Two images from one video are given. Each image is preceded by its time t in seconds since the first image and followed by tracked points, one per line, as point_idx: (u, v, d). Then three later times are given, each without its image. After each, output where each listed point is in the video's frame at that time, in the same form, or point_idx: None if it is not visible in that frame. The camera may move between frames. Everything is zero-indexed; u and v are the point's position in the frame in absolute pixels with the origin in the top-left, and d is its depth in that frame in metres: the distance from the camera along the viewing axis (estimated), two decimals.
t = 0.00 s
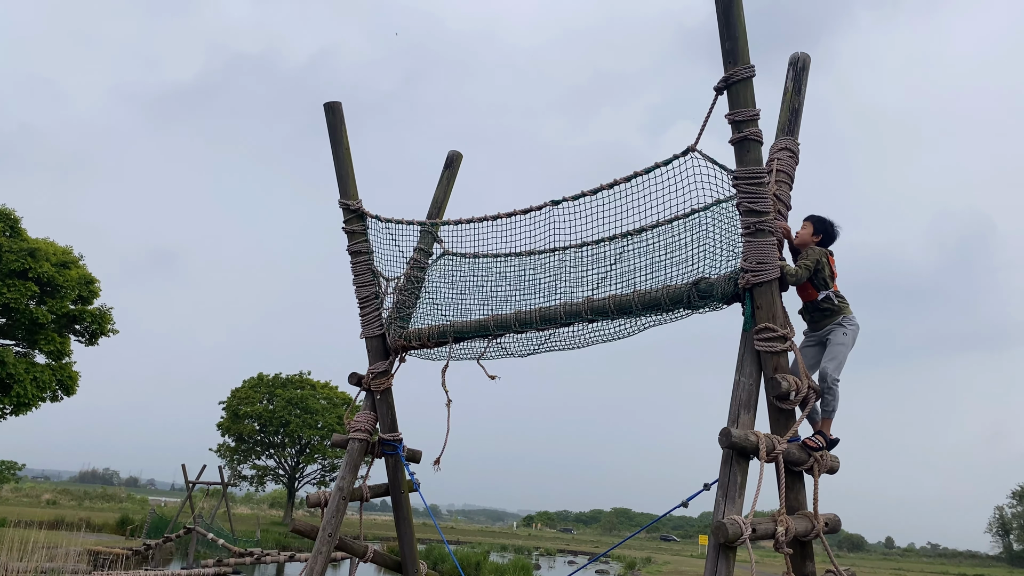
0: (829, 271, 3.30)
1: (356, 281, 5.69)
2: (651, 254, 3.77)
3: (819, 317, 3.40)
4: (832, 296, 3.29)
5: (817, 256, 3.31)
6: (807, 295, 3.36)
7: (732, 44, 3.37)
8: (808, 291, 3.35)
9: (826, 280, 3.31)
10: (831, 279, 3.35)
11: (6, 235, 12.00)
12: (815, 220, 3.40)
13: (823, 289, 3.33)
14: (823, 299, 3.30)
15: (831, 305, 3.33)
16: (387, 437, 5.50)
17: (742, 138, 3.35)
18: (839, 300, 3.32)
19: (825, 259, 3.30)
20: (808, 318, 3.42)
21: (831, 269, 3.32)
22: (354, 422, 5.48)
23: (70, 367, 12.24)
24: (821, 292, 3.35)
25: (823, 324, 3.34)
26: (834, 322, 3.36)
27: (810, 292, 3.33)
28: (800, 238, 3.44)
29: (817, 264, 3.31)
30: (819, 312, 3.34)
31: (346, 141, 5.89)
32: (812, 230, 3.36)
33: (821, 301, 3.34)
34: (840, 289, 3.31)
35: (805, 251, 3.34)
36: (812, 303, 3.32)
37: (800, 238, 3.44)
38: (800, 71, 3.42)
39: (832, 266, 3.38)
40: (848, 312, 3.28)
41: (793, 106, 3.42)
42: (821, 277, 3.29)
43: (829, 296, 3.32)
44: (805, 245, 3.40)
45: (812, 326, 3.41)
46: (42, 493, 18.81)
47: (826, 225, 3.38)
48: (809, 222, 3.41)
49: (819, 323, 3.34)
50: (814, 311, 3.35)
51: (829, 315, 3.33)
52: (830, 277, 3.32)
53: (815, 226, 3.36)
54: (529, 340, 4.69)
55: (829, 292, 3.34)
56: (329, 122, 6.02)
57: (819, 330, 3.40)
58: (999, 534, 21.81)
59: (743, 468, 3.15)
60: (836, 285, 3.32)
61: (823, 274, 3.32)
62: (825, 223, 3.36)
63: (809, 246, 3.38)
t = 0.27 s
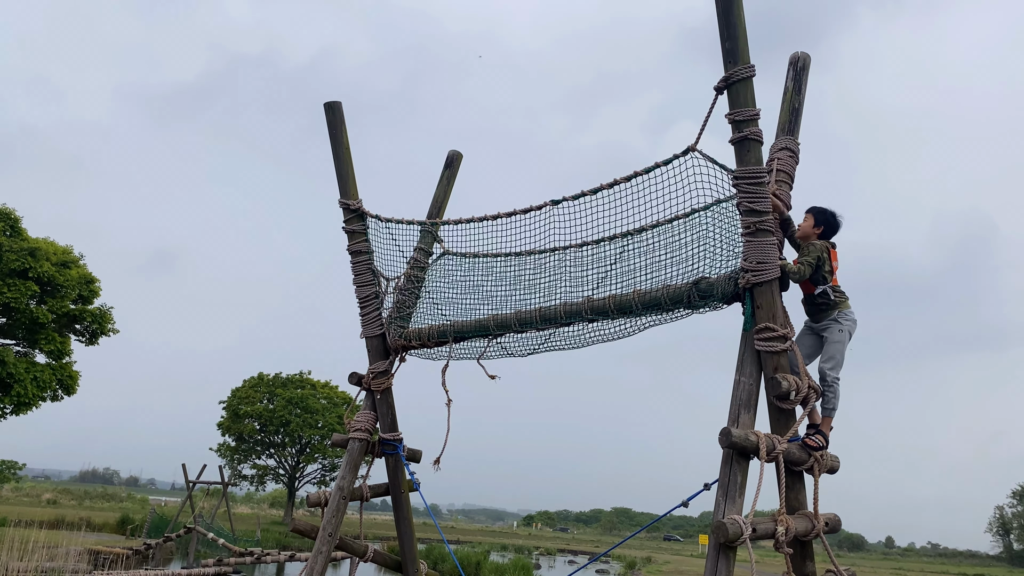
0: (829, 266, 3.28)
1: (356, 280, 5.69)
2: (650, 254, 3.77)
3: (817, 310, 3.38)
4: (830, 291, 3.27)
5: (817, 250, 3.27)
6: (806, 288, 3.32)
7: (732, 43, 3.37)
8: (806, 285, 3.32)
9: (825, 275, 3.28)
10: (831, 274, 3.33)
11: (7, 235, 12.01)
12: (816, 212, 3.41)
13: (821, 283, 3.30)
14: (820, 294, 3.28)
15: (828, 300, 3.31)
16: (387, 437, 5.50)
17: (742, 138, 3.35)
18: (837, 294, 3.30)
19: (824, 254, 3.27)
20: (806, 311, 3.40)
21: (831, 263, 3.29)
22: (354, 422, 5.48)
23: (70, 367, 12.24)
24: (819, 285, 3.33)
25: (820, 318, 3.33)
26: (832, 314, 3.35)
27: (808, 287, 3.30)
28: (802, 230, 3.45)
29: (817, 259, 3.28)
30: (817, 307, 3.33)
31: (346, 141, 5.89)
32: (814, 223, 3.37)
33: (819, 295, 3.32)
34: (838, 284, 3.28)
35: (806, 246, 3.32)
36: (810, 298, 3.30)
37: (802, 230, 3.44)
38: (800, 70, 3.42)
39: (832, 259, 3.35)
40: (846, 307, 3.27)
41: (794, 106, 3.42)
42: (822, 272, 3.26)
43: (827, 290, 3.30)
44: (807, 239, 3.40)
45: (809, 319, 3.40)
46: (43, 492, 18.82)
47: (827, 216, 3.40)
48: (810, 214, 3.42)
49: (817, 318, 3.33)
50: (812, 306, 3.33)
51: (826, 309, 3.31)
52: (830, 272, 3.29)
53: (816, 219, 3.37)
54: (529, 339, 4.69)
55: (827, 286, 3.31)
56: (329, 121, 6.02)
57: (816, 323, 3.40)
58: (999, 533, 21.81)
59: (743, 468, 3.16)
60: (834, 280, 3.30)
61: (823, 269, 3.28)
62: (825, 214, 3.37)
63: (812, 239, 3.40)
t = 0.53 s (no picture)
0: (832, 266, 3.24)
1: (357, 280, 5.69)
2: (651, 254, 3.77)
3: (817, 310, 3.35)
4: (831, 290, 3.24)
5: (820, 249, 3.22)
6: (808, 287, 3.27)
7: (733, 44, 3.36)
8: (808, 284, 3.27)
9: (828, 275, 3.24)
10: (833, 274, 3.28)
11: (7, 235, 12.01)
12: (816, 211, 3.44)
13: (823, 283, 3.26)
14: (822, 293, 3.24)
15: (828, 301, 3.27)
16: (388, 437, 5.51)
17: (743, 138, 3.34)
18: (838, 294, 3.28)
19: (828, 252, 3.22)
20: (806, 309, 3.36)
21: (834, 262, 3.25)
22: (354, 422, 5.48)
23: (71, 367, 12.25)
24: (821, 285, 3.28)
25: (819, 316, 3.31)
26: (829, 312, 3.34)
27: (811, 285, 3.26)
28: (804, 232, 3.46)
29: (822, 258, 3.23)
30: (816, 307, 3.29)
31: (346, 141, 5.88)
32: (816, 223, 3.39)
33: (819, 296, 3.28)
34: (840, 284, 3.25)
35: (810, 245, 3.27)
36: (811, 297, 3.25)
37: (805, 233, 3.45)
38: (801, 71, 3.41)
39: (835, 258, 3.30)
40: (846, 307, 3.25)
41: (794, 106, 3.41)
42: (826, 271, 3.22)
43: (828, 290, 3.26)
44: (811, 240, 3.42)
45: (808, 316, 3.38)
46: (43, 492, 18.83)
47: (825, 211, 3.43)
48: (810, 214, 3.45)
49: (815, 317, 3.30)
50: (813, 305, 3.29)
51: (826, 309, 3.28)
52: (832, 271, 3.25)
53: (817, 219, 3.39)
54: (530, 339, 4.68)
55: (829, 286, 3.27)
56: (330, 121, 6.01)
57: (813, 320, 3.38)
58: (1000, 533, 21.81)
59: (744, 468, 3.15)
60: (836, 279, 3.26)
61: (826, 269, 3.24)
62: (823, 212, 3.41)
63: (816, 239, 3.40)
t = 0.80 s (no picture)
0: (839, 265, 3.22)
1: (358, 281, 5.68)
2: (651, 254, 3.76)
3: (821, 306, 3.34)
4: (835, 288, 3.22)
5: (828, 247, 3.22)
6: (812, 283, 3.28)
7: (734, 44, 3.35)
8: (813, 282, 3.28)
9: (834, 273, 3.23)
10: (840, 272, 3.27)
11: (8, 235, 12.01)
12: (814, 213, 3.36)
13: (828, 281, 3.26)
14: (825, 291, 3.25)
15: (831, 299, 3.25)
16: (389, 438, 5.50)
17: (744, 139, 3.33)
18: (842, 294, 3.25)
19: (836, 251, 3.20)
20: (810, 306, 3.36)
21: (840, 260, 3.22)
22: (354, 423, 5.47)
23: (72, 367, 12.25)
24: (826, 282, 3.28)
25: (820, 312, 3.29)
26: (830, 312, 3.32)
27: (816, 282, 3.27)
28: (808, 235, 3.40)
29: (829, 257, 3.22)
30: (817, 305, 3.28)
31: (347, 142, 5.88)
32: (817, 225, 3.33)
33: (824, 293, 3.27)
34: (845, 284, 3.23)
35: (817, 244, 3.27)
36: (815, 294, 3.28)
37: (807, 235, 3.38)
38: (802, 71, 3.41)
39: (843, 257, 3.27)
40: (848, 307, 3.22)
41: (795, 106, 3.40)
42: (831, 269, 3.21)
43: (833, 288, 3.25)
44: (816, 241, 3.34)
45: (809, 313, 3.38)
46: (45, 492, 18.84)
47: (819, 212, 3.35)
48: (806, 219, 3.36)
49: (814, 314, 3.28)
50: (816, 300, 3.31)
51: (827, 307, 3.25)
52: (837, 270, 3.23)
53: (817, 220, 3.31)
54: (530, 340, 4.68)
55: (834, 284, 3.26)
56: (330, 122, 6.01)
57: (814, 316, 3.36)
58: (1001, 533, 21.78)
59: (746, 469, 3.14)
60: (842, 279, 3.25)
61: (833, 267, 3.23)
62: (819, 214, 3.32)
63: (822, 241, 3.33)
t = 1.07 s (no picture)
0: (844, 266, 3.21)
1: (359, 281, 5.67)
2: (652, 255, 3.75)
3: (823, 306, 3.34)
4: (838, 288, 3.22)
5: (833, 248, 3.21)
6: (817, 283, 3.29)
7: (735, 44, 3.33)
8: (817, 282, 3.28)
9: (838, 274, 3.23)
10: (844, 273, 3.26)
11: (10, 236, 12.02)
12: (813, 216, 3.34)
13: (832, 282, 3.26)
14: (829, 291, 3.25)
15: (834, 299, 3.25)
16: (390, 438, 5.50)
17: (745, 139, 3.32)
18: (846, 295, 3.25)
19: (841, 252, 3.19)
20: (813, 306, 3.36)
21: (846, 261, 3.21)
22: (355, 423, 5.47)
23: (73, 367, 12.26)
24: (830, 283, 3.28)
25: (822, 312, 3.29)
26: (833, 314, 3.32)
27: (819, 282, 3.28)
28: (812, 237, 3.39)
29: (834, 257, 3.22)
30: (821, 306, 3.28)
31: (348, 143, 5.87)
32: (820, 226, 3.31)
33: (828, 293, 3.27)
34: (850, 285, 3.23)
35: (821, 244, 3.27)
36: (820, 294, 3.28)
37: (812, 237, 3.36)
38: (803, 71, 3.40)
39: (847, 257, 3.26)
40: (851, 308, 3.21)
41: (796, 107, 3.39)
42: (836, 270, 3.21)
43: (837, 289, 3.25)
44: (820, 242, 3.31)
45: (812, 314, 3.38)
46: (46, 492, 18.85)
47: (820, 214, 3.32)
48: (807, 222, 3.35)
49: (817, 315, 3.27)
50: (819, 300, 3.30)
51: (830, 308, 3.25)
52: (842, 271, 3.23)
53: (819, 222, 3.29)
54: (531, 340, 4.67)
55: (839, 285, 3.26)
56: (331, 123, 6.00)
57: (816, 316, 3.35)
58: (1002, 534, 21.78)
59: (747, 470, 3.13)
60: (847, 281, 3.25)
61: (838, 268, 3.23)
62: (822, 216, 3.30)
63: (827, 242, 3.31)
